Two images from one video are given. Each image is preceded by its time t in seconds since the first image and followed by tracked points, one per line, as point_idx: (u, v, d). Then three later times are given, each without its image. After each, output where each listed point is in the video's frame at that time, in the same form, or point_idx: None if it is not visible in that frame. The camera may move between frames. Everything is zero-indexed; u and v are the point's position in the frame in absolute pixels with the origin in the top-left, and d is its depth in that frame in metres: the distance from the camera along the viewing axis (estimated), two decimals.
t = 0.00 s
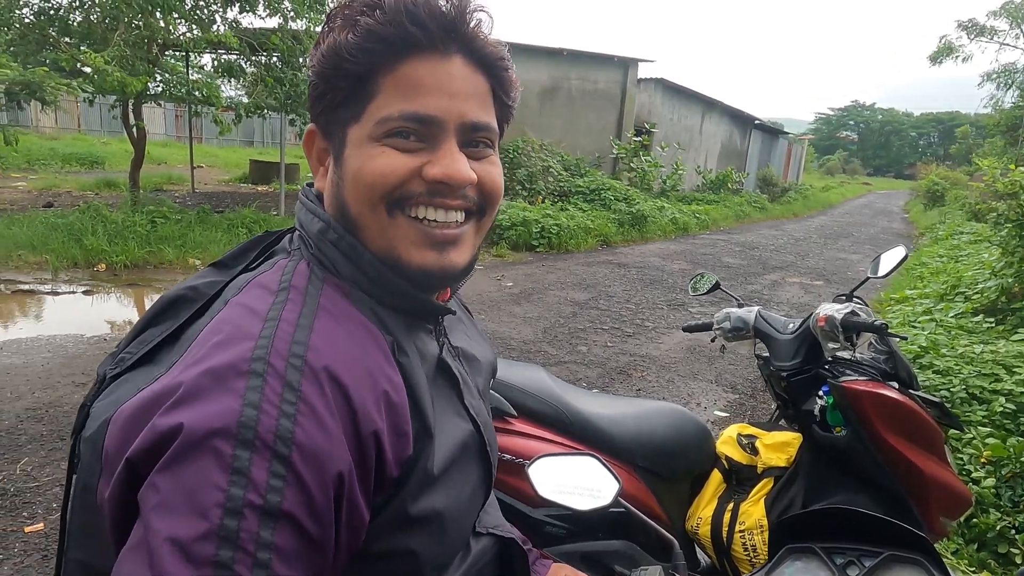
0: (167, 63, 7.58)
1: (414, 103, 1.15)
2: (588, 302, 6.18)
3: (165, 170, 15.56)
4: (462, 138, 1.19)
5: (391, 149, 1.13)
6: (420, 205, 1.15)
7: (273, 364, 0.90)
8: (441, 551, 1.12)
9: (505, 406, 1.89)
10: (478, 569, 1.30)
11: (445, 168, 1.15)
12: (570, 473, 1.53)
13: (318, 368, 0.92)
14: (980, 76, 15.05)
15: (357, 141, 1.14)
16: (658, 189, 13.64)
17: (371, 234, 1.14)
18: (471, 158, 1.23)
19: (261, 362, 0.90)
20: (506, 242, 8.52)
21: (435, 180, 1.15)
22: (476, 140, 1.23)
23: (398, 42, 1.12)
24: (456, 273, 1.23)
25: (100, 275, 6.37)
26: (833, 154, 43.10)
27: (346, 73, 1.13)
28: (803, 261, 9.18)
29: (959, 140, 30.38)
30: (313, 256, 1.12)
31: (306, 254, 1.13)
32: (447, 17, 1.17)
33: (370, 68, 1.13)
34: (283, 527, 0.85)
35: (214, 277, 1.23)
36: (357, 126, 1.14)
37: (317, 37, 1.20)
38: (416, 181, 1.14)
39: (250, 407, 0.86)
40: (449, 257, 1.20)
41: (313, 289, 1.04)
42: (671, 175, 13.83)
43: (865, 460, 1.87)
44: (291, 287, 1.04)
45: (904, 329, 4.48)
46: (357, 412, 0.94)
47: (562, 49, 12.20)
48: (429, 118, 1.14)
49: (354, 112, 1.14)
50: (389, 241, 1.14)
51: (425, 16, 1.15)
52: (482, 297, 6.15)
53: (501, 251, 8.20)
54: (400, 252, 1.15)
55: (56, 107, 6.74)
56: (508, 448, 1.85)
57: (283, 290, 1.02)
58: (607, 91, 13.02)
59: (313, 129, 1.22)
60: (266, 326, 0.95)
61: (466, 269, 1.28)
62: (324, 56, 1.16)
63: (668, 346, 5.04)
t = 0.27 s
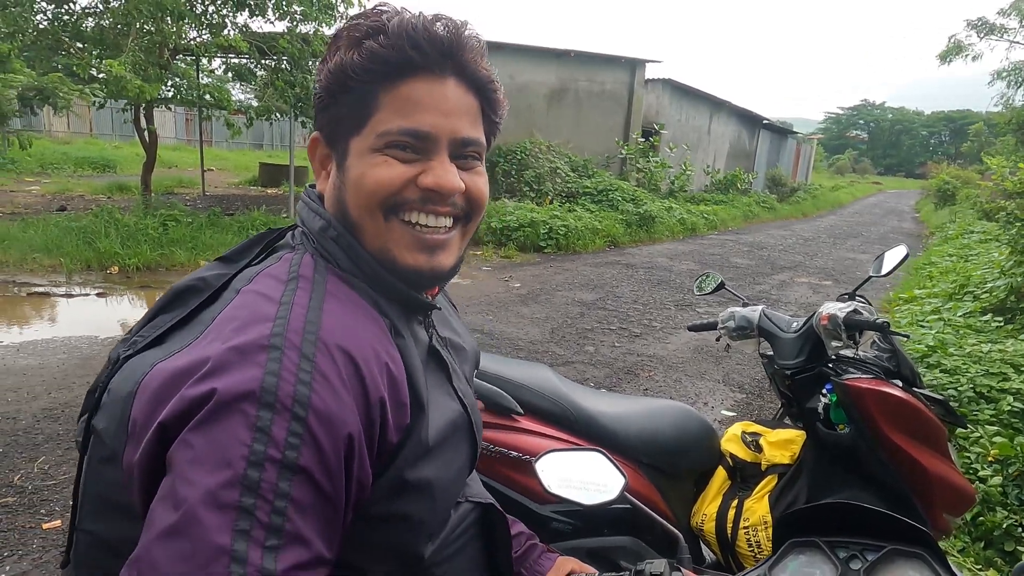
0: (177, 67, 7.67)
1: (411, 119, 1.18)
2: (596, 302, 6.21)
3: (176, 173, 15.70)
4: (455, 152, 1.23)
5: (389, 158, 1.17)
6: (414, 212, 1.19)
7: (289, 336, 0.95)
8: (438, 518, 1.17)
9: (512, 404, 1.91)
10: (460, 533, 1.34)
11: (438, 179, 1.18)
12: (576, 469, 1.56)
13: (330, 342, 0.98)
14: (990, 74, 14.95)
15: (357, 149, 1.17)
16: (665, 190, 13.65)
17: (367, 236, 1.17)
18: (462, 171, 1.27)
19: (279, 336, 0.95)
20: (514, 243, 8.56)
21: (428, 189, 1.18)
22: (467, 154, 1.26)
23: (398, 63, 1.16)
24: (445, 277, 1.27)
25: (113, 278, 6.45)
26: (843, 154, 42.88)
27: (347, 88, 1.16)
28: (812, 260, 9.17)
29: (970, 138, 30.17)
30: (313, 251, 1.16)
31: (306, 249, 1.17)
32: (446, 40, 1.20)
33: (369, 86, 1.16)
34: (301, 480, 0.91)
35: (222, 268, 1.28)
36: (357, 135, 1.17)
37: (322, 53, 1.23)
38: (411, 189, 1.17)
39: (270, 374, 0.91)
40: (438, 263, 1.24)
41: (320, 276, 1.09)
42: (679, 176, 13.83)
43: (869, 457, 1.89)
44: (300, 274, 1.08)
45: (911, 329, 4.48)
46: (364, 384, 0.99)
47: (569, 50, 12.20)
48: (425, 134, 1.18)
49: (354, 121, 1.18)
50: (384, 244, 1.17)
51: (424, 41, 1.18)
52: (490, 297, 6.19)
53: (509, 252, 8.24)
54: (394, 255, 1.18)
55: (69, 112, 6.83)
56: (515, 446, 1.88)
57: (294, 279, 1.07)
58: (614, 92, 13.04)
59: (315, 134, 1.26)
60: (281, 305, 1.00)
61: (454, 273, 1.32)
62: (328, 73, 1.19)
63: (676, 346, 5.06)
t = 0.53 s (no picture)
0: (184, 73, 7.74)
1: (365, 120, 1.23)
2: (600, 303, 6.24)
3: (183, 178, 15.81)
4: (404, 150, 1.28)
5: (341, 153, 1.21)
6: (363, 204, 1.24)
7: (241, 298, 1.02)
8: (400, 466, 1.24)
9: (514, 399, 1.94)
10: (416, 484, 1.32)
11: (389, 175, 1.24)
12: (579, 461, 1.59)
13: (281, 301, 1.05)
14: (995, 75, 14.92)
15: (311, 143, 1.21)
16: (670, 192, 13.66)
17: (319, 224, 1.22)
18: (410, 168, 1.32)
19: (233, 299, 1.01)
20: (519, 245, 8.59)
21: (379, 184, 1.23)
22: (414, 152, 1.32)
23: (353, 69, 1.20)
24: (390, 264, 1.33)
25: (121, 281, 6.51)
26: (848, 155, 42.82)
27: (304, 88, 1.20)
28: (817, 261, 9.19)
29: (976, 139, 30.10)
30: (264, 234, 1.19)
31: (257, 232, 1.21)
32: (398, 48, 1.25)
33: (326, 87, 1.20)
34: (265, 422, 0.96)
35: (180, 260, 1.32)
36: (312, 130, 1.21)
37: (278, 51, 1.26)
38: (362, 182, 1.23)
39: (227, 331, 0.97)
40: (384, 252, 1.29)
41: (270, 251, 1.14)
42: (683, 177, 13.87)
43: (868, 453, 1.91)
44: (253, 252, 1.14)
45: (914, 328, 4.50)
46: (314, 339, 1.05)
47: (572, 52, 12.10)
48: (377, 135, 1.23)
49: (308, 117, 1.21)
50: (335, 232, 1.23)
51: (380, 50, 1.23)
52: (494, 299, 6.23)
53: (513, 254, 8.28)
54: (343, 244, 1.24)
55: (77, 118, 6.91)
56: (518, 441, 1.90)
57: (246, 255, 1.12)
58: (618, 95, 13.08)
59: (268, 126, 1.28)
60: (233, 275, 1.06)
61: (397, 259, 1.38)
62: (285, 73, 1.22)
63: (679, 346, 5.09)
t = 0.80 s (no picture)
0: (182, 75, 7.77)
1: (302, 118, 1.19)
2: (597, 301, 6.29)
3: (180, 180, 15.82)
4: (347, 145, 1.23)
5: (279, 145, 1.16)
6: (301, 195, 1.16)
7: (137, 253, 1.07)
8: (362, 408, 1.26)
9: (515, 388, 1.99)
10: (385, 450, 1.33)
11: (327, 166, 1.15)
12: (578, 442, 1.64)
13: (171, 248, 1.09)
14: (988, 73, 15.02)
15: (249, 140, 1.17)
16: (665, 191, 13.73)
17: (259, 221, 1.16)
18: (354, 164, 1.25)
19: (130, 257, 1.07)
20: (516, 245, 8.64)
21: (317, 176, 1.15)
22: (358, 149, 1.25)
23: (288, 66, 1.18)
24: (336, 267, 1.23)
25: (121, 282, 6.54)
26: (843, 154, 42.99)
27: (241, 88, 1.18)
28: (812, 259, 9.26)
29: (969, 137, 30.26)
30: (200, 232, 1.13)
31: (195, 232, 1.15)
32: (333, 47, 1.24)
33: (262, 87, 1.18)
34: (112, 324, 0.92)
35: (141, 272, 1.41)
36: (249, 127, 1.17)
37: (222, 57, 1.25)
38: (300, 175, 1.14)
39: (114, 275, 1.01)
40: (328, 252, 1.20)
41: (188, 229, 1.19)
42: (679, 177, 13.92)
43: (860, 439, 1.96)
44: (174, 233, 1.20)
45: (907, 322, 4.56)
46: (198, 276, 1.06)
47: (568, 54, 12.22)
48: (314, 129, 1.18)
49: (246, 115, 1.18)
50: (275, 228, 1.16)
51: (318, 50, 1.22)
52: (492, 297, 6.28)
53: (511, 254, 8.33)
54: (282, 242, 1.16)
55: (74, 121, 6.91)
56: (519, 428, 1.95)
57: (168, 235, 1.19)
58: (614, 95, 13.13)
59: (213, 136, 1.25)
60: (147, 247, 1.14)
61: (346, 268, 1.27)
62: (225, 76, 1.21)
63: (676, 342, 5.15)
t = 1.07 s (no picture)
0: (173, 70, 7.81)
1: (342, 128, 1.34)
2: (588, 293, 6.43)
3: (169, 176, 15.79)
4: (383, 151, 1.39)
5: (321, 158, 1.32)
6: (344, 201, 1.34)
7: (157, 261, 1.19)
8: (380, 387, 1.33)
9: (519, 370, 2.13)
10: (418, 436, 1.42)
11: (369, 176, 1.33)
12: (573, 415, 1.75)
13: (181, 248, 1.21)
14: (968, 67, 15.27)
15: (294, 151, 1.33)
16: (653, 184, 13.89)
17: (304, 220, 1.33)
18: (389, 166, 1.41)
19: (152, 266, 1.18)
20: (507, 238, 8.76)
21: (360, 184, 1.34)
22: (392, 152, 1.41)
23: (328, 83, 1.32)
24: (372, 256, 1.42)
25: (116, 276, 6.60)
26: (827, 148, 43.42)
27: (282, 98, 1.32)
28: (797, 251, 9.45)
29: (949, 130, 30.79)
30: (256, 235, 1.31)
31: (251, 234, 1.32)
32: (370, 59, 1.36)
33: (301, 98, 1.32)
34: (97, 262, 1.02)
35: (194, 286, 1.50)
36: (294, 140, 1.32)
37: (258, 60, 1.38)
38: (344, 185, 1.33)
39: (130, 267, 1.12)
40: (368, 247, 1.39)
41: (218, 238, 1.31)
42: (666, 171, 14.09)
43: (840, 417, 2.11)
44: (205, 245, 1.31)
45: (888, 311, 4.74)
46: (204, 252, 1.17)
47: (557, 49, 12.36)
48: (354, 141, 1.34)
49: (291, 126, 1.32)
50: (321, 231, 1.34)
51: (354, 62, 1.34)
52: (485, 290, 6.40)
53: (502, 247, 8.44)
54: (328, 242, 1.34)
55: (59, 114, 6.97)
56: (524, 407, 2.08)
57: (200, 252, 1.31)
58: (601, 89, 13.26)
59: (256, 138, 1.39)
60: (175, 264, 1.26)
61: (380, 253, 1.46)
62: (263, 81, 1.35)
63: (665, 333, 5.30)
